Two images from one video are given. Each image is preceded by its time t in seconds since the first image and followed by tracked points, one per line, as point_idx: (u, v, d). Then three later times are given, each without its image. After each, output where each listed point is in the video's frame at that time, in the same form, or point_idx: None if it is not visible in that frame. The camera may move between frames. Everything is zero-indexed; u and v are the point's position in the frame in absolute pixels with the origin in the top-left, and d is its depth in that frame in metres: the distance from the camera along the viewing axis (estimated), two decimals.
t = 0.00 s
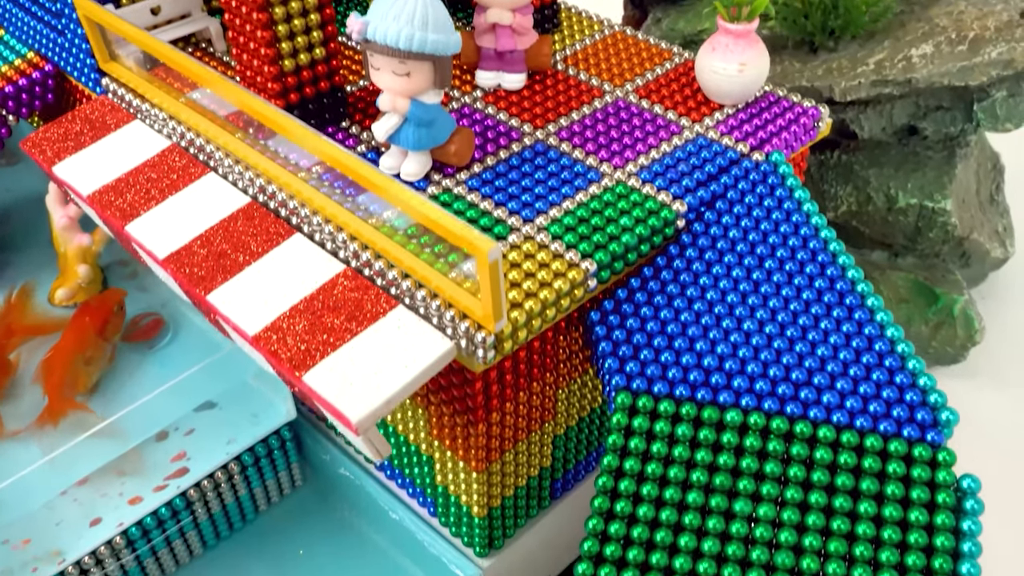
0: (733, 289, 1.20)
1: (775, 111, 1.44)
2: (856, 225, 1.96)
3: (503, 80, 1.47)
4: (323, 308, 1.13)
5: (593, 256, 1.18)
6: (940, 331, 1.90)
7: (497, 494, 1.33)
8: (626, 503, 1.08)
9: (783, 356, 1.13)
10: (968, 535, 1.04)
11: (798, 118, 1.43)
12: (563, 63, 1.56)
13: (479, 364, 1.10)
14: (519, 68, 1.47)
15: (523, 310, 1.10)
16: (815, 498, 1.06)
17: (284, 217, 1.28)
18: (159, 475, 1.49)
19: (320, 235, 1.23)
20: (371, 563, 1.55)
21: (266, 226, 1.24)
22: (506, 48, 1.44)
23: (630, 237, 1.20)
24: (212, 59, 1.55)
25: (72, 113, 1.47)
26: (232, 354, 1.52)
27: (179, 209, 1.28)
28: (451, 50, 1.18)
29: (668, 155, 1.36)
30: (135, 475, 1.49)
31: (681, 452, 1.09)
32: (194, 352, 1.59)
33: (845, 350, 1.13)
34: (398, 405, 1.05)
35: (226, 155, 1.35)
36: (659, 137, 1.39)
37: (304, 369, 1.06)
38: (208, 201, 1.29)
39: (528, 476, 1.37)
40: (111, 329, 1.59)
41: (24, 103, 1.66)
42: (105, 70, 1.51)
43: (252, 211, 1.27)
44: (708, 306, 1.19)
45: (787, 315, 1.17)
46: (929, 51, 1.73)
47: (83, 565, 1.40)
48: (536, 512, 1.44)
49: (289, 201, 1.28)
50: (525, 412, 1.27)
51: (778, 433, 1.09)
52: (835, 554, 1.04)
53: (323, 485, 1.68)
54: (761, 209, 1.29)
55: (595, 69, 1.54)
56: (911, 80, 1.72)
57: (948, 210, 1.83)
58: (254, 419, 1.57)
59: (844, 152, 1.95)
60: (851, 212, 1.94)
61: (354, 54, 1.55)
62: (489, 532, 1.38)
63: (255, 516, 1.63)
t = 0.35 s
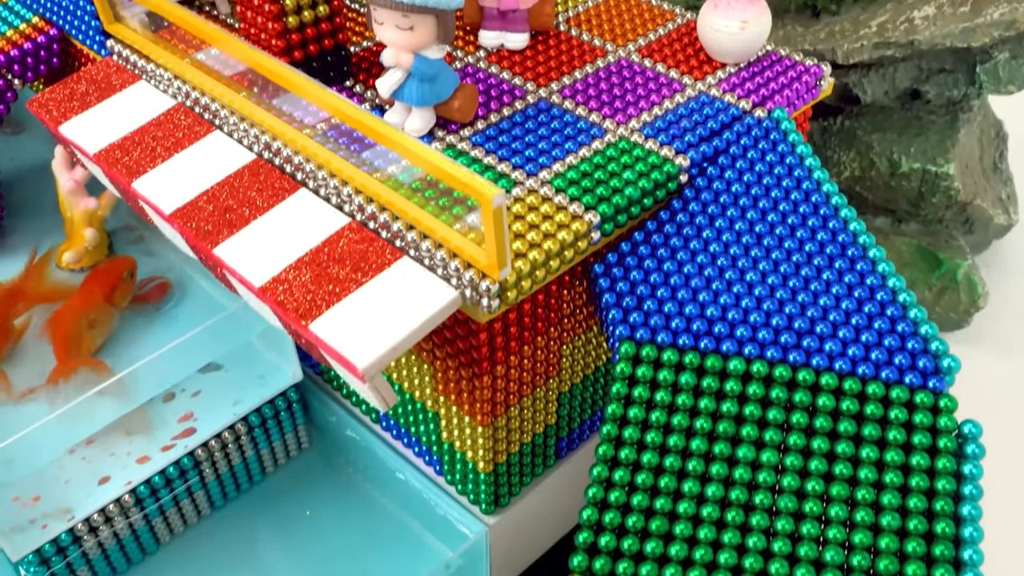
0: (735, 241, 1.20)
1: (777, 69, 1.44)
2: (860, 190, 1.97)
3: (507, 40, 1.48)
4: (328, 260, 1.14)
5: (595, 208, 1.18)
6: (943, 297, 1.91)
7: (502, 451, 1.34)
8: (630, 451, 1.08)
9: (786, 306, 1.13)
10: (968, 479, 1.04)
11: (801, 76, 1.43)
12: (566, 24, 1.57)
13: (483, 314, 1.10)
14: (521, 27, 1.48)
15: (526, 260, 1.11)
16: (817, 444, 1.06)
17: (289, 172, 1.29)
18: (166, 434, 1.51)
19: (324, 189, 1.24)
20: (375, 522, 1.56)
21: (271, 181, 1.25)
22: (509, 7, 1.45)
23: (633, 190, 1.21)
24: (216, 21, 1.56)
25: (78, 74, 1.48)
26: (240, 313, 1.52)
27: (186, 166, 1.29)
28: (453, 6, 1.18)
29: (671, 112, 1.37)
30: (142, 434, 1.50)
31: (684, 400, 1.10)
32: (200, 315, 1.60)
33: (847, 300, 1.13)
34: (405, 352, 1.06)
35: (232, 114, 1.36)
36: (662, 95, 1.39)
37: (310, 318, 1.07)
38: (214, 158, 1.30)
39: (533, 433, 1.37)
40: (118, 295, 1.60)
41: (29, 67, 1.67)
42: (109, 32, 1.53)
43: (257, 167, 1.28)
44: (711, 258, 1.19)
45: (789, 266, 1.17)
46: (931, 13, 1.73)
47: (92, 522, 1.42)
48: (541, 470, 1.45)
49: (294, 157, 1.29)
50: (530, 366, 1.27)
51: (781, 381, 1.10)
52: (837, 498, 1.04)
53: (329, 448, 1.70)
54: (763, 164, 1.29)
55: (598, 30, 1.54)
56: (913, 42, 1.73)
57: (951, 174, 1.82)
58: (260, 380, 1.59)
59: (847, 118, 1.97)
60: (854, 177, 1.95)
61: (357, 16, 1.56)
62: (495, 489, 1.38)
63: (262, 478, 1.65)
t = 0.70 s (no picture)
0: (742, 193, 1.21)
1: (784, 26, 1.45)
2: (867, 154, 1.97)
3: None
4: (341, 210, 1.15)
5: (604, 159, 1.20)
6: (951, 261, 1.91)
7: (511, 403, 1.36)
8: (638, 396, 1.08)
9: (793, 255, 1.14)
10: (974, 420, 1.02)
11: (808, 33, 1.44)
12: None
13: (493, 262, 1.12)
14: None
15: (536, 208, 1.12)
16: (823, 387, 1.04)
17: (300, 127, 1.30)
18: (179, 391, 1.53)
19: (336, 142, 1.26)
20: (383, 478, 1.60)
21: (282, 135, 1.27)
22: None
23: (641, 142, 1.21)
24: None
25: (91, 34, 1.49)
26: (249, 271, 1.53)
27: (200, 120, 1.30)
28: None
29: (678, 68, 1.38)
30: (155, 390, 1.53)
31: (691, 345, 1.10)
32: (209, 273, 1.61)
33: (853, 249, 1.13)
34: (417, 298, 1.07)
35: (244, 71, 1.38)
36: (670, 51, 1.40)
37: (323, 265, 1.08)
38: (226, 114, 1.31)
39: (541, 387, 1.39)
40: (138, 257, 1.60)
41: (42, 30, 1.68)
42: None
43: (269, 122, 1.29)
44: (718, 209, 1.20)
45: (797, 217, 1.18)
46: None
47: (107, 476, 1.45)
48: (549, 425, 1.46)
49: (306, 112, 1.30)
50: (538, 318, 1.28)
51: (788, 327, 1.09)
52: (843, 439, 1.01)
53: (338, 404, 1.73)
54: (770, 118, 1.29)
55: None
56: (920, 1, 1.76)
57: (958, 135, 1.83)
58: (271, 338, 1.61)
59: (855, 82, 1.98)
60: (862, 140, 1.95)
61: None
62: (504, 443, 1.40)
63: (272, 436, 1.68)
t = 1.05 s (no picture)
0: (753, 146, 1.22)
1: None
2: (878, 121, 1.97)
3: None
4: (356, 160, 1.17)
5: (616, 111, 1.20)
6: (962, 226, 1.91)
7: (524, 357, 1.37)
8: (651, 342, 1.09)
9: (803, 206, 1.15)
10: (982, 363, 1.03)
11: None
12: None
13: (507, 211, 1.14)
14: None
15: (549, 157, 1.14)
16: (832, 333, 1.05)
17: (315, 83, 1.31)
18: (196, 349, 1.54)
19: (351, 96, 1.27)
20: (397, 436, 1.64)
21: (298, 90, 1.28)
22: None
23: (653, 95, 1.22)
24: None
25: None
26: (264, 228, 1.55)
27: (217, 77, 1.32)
28: None
29: (690, 25, 1.38)
30: (172, 348, 1.55)
31: (703, 293, 1.11)
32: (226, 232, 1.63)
33: (863, 199, 1.14)
34: (430, 247, 1.09)
35: (258, 28, 1.38)
36: (682, 10, 1.41)
37: (339, 213, 1.10)
38: (243, 71, 1.33)
39: (554, 342, 1.40)
40: (160, 225, 1.61)
41: None
42: None
43: (285, 78, 1.31)
44: (730, 161, 1.21)
45: (807, 168, 1.18)
46: None
47: (127, 431, 1.48)
48: (562, 382, 1.48)
49: (322, 67, 1.31)
50: (551, 272, 1.29)
51: (798, 275, 1.10)
52: (851, 381, 1.02)
53: (352, 366, 1.76)
54: (781, 73, 1.30)
55: None
56: None
57: (971, 101, 1.84)
58: (287, 298, 1.62)
59: (866, 48, 1.98)
60: (873, 106, 1.95)
61: None
62: (517, 398, 1.42)
63: (288, 396, 1.71)
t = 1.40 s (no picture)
0: (767, 104, 1.22)
1: None
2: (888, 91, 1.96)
3: None
4: (374, 116, 1.19)
5: (631, 69, 1.21)
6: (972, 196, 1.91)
7: (538, 316, 1.39)
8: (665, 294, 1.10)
9: (815, 159, 1.14)
10: (993, 312, 1.04)
11: None
12: None
13: (522, 164, 1.15)
14: None
15: (566, 112, 1.15)
16: (844, 284, 1.06)
17: (333, 42, 1.33)
18: (214, 310, 1.57)
19: (369, 55, 1.28)
20: (411, 397, 1.67)
21: (318, 51, 1.30)
22: None
23: (667, 54, 1.23)
24: None
25: None
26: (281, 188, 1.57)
27: (236, 37, 1.34)
28: None
29: None
30: (190, 310, 1.57)
31: (717, 246, 1.11)
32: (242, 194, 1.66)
33: (875, 154, 1.14)
34: (449, 198, 1.11)
35: None
36: None
37: (358, 165, 1.12)
38: (261, 31, 1.34)
39: (568, 302, 1.42)
40: (179, 188, 1.60)
41: None
42: None
43: (304, 40, 1.32)
44: (743, 120, 1.21)
45: (819, 125, 1.18)
46: None
47: (145, 389, 1.50)
48: (575, 343, 1.49)
49: (339, 26, 1.32)
50: (564, 230, 1.31)
51: (811, 228, 1.10)
52: (863, 331, 1.03)
53: (366, 329, 1.78)
54: (795, 34, 1.30)
55: None
56: None
57: (982, 70, 1.86)
58: (303, 262, 1.64)
59: (878, 19, 1.98)
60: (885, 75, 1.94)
61: None
62: (531, 357, 1.44)
63: (304, 357, 1.73)
